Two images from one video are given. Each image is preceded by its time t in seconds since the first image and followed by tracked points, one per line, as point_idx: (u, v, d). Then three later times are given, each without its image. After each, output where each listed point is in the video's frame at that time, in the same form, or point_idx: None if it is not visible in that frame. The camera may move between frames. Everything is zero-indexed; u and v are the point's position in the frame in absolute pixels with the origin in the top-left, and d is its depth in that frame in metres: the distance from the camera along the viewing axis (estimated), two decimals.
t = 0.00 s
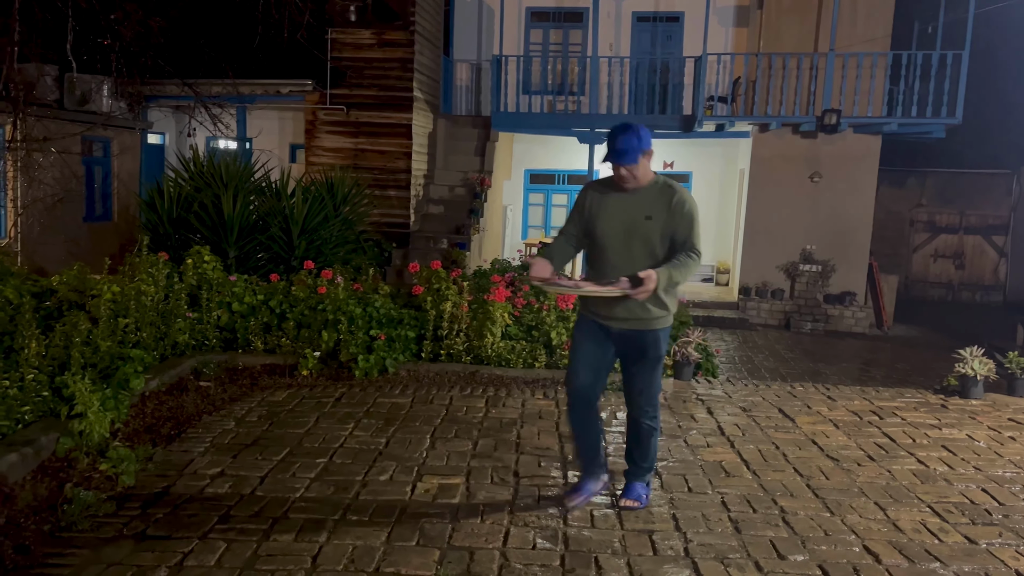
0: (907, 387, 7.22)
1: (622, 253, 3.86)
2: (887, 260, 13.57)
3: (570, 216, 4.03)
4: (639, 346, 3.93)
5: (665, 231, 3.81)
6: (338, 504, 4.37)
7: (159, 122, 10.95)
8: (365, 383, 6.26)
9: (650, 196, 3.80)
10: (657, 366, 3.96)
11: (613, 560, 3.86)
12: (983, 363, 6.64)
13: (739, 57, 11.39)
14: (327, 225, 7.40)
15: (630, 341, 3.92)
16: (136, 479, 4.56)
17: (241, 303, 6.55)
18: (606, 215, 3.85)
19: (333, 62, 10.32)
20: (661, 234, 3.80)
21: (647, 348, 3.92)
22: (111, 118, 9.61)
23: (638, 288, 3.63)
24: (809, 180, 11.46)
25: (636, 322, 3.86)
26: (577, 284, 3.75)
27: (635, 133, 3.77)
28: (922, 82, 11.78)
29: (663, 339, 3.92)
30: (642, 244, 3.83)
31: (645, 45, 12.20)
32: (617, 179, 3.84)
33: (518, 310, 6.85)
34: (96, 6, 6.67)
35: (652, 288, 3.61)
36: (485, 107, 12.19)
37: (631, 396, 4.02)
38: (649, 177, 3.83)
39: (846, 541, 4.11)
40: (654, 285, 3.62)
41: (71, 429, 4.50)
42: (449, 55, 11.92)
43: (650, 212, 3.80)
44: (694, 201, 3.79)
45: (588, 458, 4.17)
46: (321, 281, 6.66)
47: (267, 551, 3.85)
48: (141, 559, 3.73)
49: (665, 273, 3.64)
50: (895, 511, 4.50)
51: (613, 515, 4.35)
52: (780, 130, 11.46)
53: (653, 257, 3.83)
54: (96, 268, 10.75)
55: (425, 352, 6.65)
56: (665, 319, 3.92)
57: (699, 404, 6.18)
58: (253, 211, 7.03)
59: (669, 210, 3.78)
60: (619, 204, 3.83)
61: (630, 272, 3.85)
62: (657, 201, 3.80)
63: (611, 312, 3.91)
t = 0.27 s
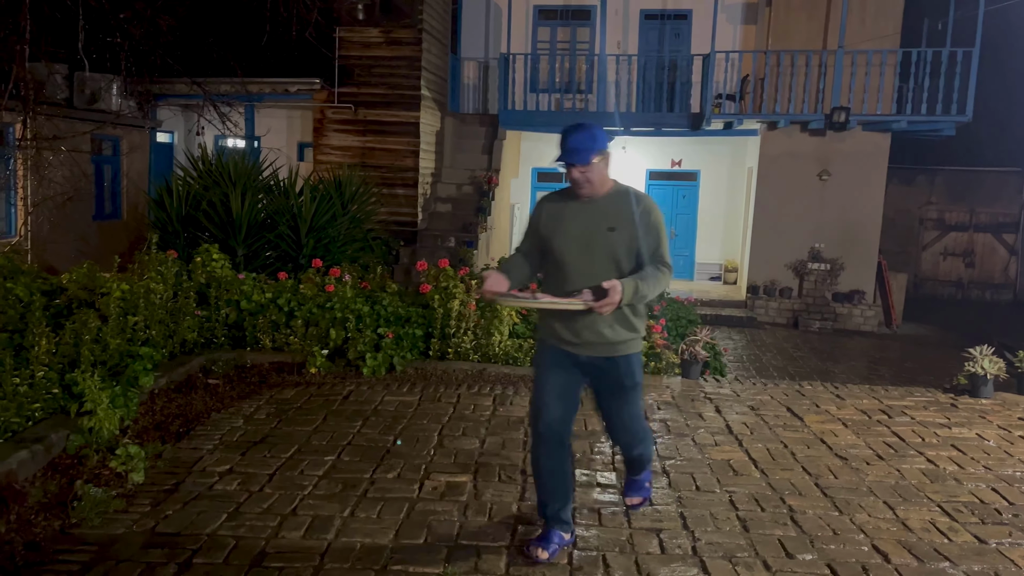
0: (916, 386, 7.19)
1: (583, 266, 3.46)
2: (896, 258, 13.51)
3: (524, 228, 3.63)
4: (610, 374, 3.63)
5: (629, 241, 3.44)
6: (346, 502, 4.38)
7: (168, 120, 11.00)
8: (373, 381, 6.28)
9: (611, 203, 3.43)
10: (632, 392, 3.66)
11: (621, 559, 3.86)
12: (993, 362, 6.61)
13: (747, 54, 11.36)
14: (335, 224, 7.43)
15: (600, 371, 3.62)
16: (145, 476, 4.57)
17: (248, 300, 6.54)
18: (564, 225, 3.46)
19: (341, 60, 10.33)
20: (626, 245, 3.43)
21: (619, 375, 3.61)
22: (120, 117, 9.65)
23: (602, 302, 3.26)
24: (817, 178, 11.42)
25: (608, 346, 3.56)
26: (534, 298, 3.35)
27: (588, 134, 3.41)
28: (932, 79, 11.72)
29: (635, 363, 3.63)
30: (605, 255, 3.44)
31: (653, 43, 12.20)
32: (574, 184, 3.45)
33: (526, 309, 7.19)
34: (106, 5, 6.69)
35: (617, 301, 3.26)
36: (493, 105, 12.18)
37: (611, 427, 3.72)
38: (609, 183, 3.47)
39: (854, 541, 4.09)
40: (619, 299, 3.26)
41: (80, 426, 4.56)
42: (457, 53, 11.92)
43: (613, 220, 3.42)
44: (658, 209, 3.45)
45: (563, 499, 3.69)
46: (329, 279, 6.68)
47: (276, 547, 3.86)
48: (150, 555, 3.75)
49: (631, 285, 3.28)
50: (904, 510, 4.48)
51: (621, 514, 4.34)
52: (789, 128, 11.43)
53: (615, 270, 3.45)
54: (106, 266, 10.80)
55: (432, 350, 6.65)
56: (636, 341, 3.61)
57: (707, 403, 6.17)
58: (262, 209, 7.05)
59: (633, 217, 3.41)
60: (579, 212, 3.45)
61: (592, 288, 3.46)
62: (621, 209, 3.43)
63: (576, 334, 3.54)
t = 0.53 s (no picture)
0: (926, 385, 7.16)
1: (549, 262, 2.99)
2: (905, 257, 13.44)
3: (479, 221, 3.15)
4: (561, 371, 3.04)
5: (599, 229, 2.98)
6: (354, 500, 4.39)
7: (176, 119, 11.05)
8: (380, 379, 6.30)
9: (578, 187, 2.98)
10: (585, 397, 3.01)
11: (628, 557, 3.85)
12: (1003, 361, 6.57)
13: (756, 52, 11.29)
14: (342, 222, 7.44)
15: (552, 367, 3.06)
16: (154, 473, 4.61)
17: (257, 299, 6.59)
18: (524, 217, 2.99)
19: (349, 59, 10.34)
20: (596, 236, 2.99)
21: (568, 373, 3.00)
22: (129, 116, 9.66)
23: (579, 304, 2.78)
24: (826, 176, 11.38)
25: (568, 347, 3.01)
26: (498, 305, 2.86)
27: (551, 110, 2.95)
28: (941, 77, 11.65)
29: (593, 365, 3.02)
30: (574, 249, 2.98)
31: (661, 41, 12.13)
32: (535, 167, 2.97)
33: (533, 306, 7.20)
34: (115, 4, 6.71)
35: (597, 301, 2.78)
36: (500, 103, 12.14)
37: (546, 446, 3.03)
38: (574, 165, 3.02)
39: (863, 540, 4.08)
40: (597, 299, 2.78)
41: (90, 423, 4.59)
42: (464, 52, 11.89)
43: (580, 206, 2.97)
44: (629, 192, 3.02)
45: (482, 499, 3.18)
46: (337, 278, 6.69)
47: (283, 545, 3.87)
48: (159, 552, 3.76)
49: (609, 282, 2.81)
50: (913, 510, 4.46)
51: (628, 513, 4.33)
52: (797, 126, 11.39)
53: (585, 263, 2.98)
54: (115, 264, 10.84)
55: (440, 349, 6.66)
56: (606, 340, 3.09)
57: (715, 402, 6.15)
58: (270, 208, 7.07)
59: (602, 203, 2.97)
60: (540, 200, 2.98)
61: (560, 286, 2.98)
62: (587, 195, 2.98)
63: (537, 340, 3.03)
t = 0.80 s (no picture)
0: (935, 384, 7.13)
1: (493, 279, 2.65)
2: (913, 255, 13.40)
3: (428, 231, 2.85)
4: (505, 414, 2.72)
5: (549, 246, 2.61)
6: (361, 497, 4.40)
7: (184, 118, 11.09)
8: (387, 377, 6.32)
9: (530, 196, 2.62)
10: (533, 444, 2.70)
11: (635, 555, 3.85)
12: (1012, 360, 6.55)
13: (764, 49, 11.26)
14: (349, 220, 7.45)
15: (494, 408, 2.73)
16: (163, 470, 4.63)
17: (264, 296, 6.63)
18: (468, 226, 2.66)
19: (356, 57, 10.35)
20: (548, 254, 2.61)
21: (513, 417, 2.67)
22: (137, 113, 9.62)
23: (509, 332, 2.40)
24: (834, 173, 11.34)
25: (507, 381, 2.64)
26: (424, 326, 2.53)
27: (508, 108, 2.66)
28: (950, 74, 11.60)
29: (543, 407, 2.68)
30: (520, 265, 2.61)
31: (668, 38, 12.12)
32: (483, 172, 2.65)
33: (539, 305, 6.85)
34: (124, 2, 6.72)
35: (529, 329, 2.39)
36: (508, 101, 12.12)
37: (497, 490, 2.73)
38: (529, 170, 2.66)
39: (871, 539, 4.06)
40: (533, 327, 2.39)
41: (99, 420, 4.58)
42: (471, 49, 11.88)
43: (528, 219, 2.60)
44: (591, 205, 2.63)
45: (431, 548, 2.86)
46: (344, 276, 6.70)
47: (291, 542, 3.88)
48: (168, 549, 3.78)
49: (549, 307, 2.43)
50: (921, 509, 4.44)
51: (635, 511, 4.33)
52: (805, 124, 11.35)
53: (533, 283, 2.62)
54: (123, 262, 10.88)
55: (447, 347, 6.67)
56: (558, 377, 2.71)
57: (722, 400, 6.14)
58: (277, 205, 7.09)
59: (555, 217, 2.59)
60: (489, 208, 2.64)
61: (503, 308, 2.64)
62: (540, 205, 2.62)
63: (476, 370, 2.69)
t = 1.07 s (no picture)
0: (942, 382, 7.11)
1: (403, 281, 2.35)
2: (921, 254, 13.35)
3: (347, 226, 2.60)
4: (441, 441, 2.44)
5: (463, 242, 2.30)
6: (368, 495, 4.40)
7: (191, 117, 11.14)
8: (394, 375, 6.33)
9: (443, 185, 2.33)
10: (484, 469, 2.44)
11: (642, 553, 3.85)
12: (1021, 358, 6.52)
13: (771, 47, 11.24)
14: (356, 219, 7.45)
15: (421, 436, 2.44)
16: (171, 468, 4.65)
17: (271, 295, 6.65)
18: (376, 222, 2.39)
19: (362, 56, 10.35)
20: (460, 250, 2.30)
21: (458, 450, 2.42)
22: (144, 112, 9.67)
23: (392, 338, 2.10)
24: (841, 172, 11.30)
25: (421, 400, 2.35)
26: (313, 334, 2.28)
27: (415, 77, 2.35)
28: (959, 72, 11.55)
29: (487, 430, 2.43)
30: (428, 265, 2.30)
31: (675, 36, 12.13)
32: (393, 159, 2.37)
33: (546, 303, 6.87)
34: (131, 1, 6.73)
35: (413, 335, 2.09)
36: (514, 100, 12.13)
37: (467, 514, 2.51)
38: (445, 156, 2.37)
39: (879, 538, 4.05)
40: (422, 334, 2.10)
41: (108, 418, 4.54)
42: (477, 48, 11.89)
43: (438, 212, 2.30)
44: (512, 196, 2.31)
45: None
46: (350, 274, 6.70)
47: (298, 539, 3.89)
48: (177, 546, 3.79)
49: (444, 312, 2.14)
50: (929, 508, 4.43)
51: (642, 509, 4.33)
52: (812, 122, 11.32)
53: (444, 285, 2.31)
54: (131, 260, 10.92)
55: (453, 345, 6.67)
56: (484, 396, 2.40)
57: (729, 399, 6.14)
58: (284, 204, 7.10)
59: (470, 209, 2.28)
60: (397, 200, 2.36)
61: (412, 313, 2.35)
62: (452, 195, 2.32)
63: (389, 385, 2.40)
